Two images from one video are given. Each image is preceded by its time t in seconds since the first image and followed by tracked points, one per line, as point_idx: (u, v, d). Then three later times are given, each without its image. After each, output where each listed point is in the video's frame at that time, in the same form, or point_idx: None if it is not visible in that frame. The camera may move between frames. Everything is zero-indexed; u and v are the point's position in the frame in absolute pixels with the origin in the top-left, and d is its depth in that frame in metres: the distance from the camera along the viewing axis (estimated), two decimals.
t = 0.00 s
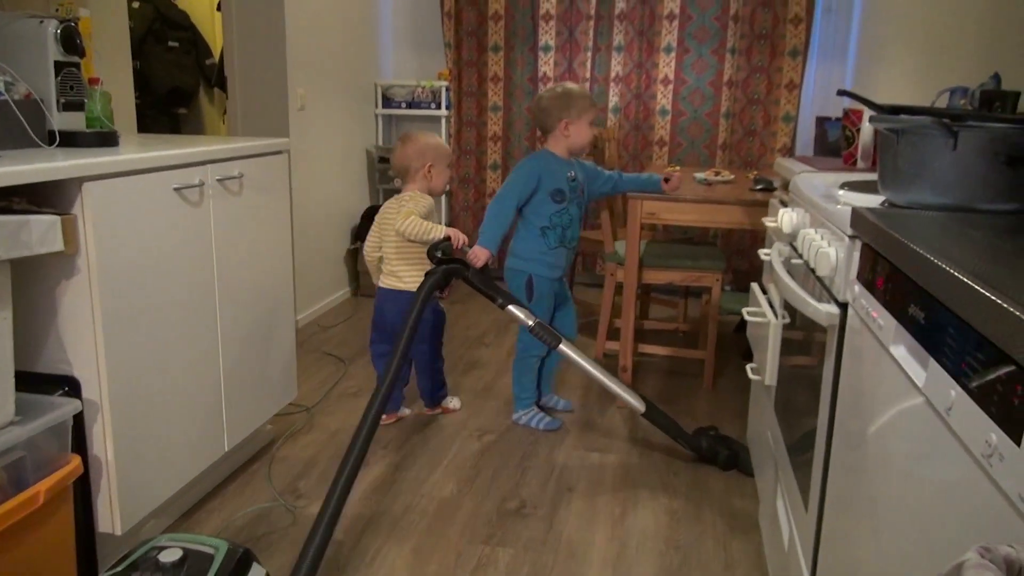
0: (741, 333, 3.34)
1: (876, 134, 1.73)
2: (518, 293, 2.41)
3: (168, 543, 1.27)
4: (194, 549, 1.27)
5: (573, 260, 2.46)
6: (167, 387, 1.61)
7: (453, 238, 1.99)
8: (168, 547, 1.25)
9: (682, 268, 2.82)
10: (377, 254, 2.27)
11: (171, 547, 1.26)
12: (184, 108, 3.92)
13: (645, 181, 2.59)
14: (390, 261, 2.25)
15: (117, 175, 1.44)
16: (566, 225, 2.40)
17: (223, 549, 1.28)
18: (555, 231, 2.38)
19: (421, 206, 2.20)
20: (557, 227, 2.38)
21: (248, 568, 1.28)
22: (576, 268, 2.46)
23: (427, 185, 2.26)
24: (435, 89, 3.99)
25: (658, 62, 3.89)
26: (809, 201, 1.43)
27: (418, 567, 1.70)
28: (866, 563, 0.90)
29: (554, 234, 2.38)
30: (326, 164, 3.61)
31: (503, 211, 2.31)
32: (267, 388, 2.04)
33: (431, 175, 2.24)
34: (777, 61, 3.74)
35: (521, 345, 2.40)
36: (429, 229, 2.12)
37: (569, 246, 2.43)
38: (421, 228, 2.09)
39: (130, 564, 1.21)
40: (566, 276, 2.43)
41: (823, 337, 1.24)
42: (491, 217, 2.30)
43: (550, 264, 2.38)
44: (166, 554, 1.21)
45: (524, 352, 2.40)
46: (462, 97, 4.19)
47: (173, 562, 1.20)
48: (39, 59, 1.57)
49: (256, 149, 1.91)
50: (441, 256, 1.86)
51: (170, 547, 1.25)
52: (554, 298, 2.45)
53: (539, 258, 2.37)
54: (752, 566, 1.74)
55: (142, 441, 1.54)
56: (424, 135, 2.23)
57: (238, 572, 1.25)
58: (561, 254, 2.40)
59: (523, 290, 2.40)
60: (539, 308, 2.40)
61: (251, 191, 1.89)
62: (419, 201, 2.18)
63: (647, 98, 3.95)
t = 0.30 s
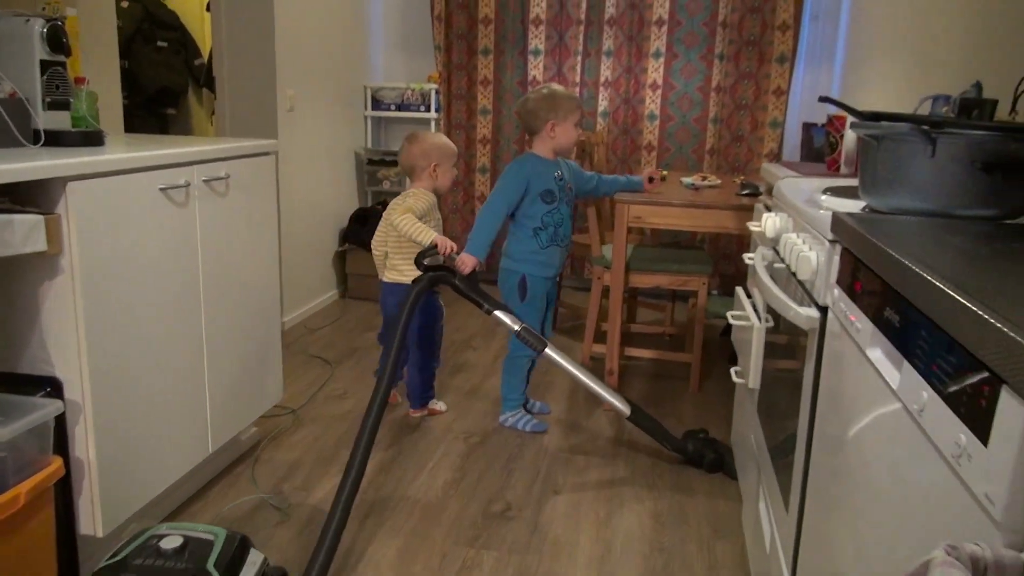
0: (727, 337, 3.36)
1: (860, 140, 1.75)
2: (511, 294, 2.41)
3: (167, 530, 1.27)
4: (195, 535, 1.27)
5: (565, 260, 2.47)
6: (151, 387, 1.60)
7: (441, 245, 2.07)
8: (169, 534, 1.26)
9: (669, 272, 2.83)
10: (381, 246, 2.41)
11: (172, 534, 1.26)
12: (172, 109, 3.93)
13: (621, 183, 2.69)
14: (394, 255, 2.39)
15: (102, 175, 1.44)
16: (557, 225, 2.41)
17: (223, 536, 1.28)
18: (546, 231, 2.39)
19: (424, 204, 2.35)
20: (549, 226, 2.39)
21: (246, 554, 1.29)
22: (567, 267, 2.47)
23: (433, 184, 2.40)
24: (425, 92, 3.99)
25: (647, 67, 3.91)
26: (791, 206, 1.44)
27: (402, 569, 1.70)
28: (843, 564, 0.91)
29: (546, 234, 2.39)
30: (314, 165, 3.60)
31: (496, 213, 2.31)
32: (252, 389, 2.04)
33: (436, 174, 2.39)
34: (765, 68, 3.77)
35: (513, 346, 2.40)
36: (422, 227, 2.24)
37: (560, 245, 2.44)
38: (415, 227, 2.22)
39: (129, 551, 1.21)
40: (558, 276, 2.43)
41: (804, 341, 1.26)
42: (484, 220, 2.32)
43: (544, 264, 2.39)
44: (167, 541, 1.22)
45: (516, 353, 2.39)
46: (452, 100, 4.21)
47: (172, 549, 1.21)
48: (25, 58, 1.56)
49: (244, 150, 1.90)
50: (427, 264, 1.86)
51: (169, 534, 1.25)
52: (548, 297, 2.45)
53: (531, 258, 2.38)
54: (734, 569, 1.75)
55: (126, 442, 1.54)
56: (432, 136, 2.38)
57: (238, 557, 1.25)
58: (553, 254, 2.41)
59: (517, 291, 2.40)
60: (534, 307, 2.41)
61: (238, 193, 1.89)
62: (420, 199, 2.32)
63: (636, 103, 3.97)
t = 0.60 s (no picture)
0: (710, 346, 3.38)
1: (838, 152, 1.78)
2: (509, 305, 2.44)
3: (171, 524, 1.29)
4: (199, 527, 1.29)
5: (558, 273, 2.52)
6: (132, 400, 1.59)
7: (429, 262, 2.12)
8: (173, 527, 1.28)
9: (652, 282, 2.85)
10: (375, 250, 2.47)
11: (176, 527, 1.28)
12: (154, 119, 3.92)
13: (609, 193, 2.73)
14: (385, 259, 2.44)
15: (84, 186, 1.43)
16: (555, 240, 2.46)
17: (226, 527, 1.31)
18: (545, 245, 2.43)
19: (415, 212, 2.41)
20: (548, 242, 2.44)
21: (247, 544, 1.32)
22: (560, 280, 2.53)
23: (422, 191, 2.47)
24: (408, 102, 3.98)
25: (629, 78, 3.94)
26: (771, 216, 1.46)
27: None
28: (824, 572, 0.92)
29: (544, 249, 2.43)
30: (297, 175, 3.59)
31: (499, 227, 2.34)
32: (235, 401, 2.03)
33: (425, 182, 2.45)
34: (745, 79, 3.81)
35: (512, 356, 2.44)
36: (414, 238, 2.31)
37: (556, 258, 2.49)
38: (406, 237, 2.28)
39: (135, 544, 1.22)
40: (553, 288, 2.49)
41: (784, 350, 1.27)
42: (486, 235, 2.34)
43: (541, 276, 2.43)
44: (173, 533, 1.24)
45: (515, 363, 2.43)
46: (436, 110, 4.22)
47: (179, 541, 1.23)
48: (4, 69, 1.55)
49: (227, 161, 1.90)
50: (414, 278, 1.86)
51: (174, 528, 1.27)
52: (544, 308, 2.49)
53: (531, 271, 2.42)
54: None
55: (106, 456, 1.52)
56: (418, 145, 2.44)
57: (241, 548, 1.28)
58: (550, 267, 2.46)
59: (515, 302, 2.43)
60: (532, 318, 2.44)
61: (220, 204, 1.89)
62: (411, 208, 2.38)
63: (618, 113, 4.00)
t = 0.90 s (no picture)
0: (696, 353, 3.39)
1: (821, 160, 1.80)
2: (492, 304, 2.51)
3: (173, 516, 1.42)
4: (200, 518, 1.43)
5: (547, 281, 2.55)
6: (118, 408, 1.58)
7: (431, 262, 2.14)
8: (176, 519, 1.41)
9: (639, 289, 2.86)
10: (378, 256, 2.51)
11: (179, 519, 1.41)
12: (139, 126, 3.90)
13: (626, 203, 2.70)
14: (386, 263, 2.47)
15: (69, 194, 1.42)
16: (544, 246, 2.49)
17: (225, 517, 1.45)
18: (532, 251, 2.47)
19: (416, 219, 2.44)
20: (535, 247, 2.47)
21: (246, 531, 1.47)
22: (549, 288, 2.55)
23: (425, 198, 2.49)
24: (395, 110, 4.01)
25: (615, 86, 3.96)
26: (756, 224, 1.48)
27: None
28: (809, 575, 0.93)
29: (531, 254, 2.47)
30: (284, 183, 3.59)
31: (486, 227, 2.41)
32: (220, 410, 2.01)
33: (427, 188, 2.47)
34: (730, 87, 3.85)
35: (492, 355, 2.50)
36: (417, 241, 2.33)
37: (545, 265, 2.52)
38: (407, 239, 2.31)
39: (141, 535, 1.36)
40: (539, 294, 2.52)
41: (769, 357, 1.28)
42: (473, 235, 2.41)
43: (524, 280, 2.47)
44: (177, 524, 1.38)
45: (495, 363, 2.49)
46: (423, 118, 4.22)
47: (183, 530, 1.37)
48: None
49: (214, 168, 1.90)
50: (414, 273, 1.97)
51: (177, 518, 1.41)
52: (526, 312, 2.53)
53: (514, 274, 2.47)
54: None
55: (91, 465, 1.51)
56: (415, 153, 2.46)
57: (242, 535, 1.43)
58: (536, 273, 2.49)
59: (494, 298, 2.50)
60: (509, 319, 2.49)
61: (207, 212, 1.88)
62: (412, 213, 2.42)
63: (604, 121, 4.02)
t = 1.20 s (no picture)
0: (693, 364, 3.40)
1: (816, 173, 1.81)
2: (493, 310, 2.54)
3: (181, 512, 1.44)
4: (208, 512, 1.44)
5: (549, 287, 2.55)
6: (114, 419, 1.58)
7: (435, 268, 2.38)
8: (184, 514, 1.42)
9: (635, 300, 2.86)
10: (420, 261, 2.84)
11: (188, 514, 1.42)
12: (138, 137, 3.91)
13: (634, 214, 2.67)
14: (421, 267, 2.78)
15: (67, 206, 1.43)
16: (543, 252, 2.50)
17: (232, 512, 1.46)
18: (531, 256, 2.48)
19: (437, 226, 2.70)
20: (535, 253, 2.48)
21: (254, 525, 1.49)
22: (551, 294, 2.55)
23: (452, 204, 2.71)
24: (392, 122, 4.02)
25: (612, 98, 3.98)
26: (751, 237, 1.48)
27: None
28: None
29: (531, 259, 2.49)
30: (281, 195, 3.60)
31: (486, 235, 2.44)
32: (217, 421, 2.01)
33: (450, 195, 2.69)
34: (726, 99, 3.87)
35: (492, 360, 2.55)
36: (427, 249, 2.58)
37: (547, 272, 2.52)
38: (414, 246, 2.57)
39: (151, 531, 1.37)
40: (540, 300, 2.53)
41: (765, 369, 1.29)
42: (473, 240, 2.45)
43: (524, 287, 2.49)
44: (187, 519, 1.39)
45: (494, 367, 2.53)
46: (420, 129, 4.23)
47: (193, 524, 1.39)
48: None
49: (212, 180, 1.91)
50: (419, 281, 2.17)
51: (186, 514, 1.43)
52: (528, 318, 2.55)
53: (513, 280, 2.49)
54: None
55: (86, 477, 1.51)
56: (440, 163, 2.70)
57: (250, 527, 1.45)
58: (536, 279, 2.50)
59: (496, 305, 2.54)
60: (510, 325, 2.52)
61: (204, 224, 1.88)
62: (431, 222, 2.67)
63: (602, 132, 4.03)
